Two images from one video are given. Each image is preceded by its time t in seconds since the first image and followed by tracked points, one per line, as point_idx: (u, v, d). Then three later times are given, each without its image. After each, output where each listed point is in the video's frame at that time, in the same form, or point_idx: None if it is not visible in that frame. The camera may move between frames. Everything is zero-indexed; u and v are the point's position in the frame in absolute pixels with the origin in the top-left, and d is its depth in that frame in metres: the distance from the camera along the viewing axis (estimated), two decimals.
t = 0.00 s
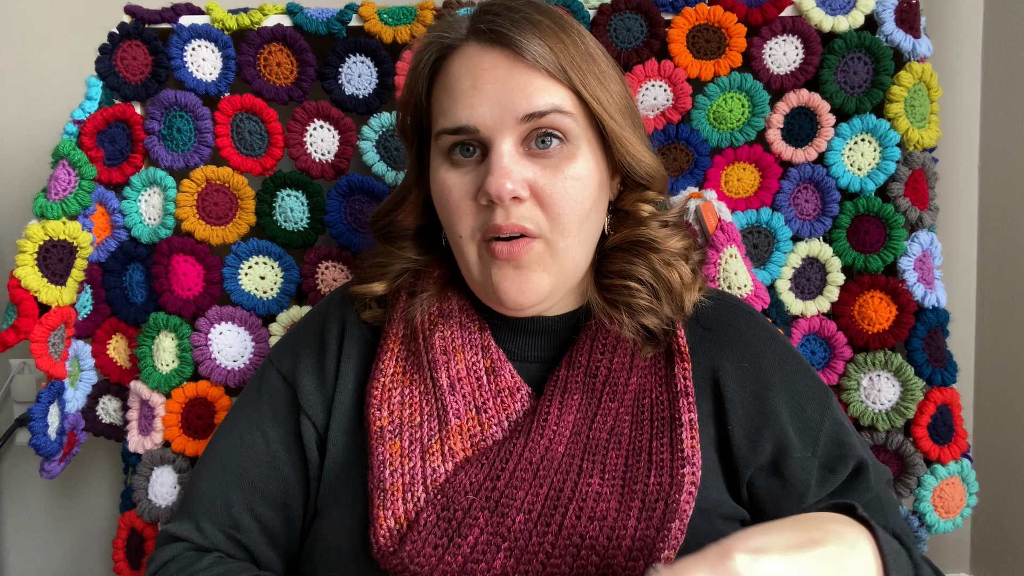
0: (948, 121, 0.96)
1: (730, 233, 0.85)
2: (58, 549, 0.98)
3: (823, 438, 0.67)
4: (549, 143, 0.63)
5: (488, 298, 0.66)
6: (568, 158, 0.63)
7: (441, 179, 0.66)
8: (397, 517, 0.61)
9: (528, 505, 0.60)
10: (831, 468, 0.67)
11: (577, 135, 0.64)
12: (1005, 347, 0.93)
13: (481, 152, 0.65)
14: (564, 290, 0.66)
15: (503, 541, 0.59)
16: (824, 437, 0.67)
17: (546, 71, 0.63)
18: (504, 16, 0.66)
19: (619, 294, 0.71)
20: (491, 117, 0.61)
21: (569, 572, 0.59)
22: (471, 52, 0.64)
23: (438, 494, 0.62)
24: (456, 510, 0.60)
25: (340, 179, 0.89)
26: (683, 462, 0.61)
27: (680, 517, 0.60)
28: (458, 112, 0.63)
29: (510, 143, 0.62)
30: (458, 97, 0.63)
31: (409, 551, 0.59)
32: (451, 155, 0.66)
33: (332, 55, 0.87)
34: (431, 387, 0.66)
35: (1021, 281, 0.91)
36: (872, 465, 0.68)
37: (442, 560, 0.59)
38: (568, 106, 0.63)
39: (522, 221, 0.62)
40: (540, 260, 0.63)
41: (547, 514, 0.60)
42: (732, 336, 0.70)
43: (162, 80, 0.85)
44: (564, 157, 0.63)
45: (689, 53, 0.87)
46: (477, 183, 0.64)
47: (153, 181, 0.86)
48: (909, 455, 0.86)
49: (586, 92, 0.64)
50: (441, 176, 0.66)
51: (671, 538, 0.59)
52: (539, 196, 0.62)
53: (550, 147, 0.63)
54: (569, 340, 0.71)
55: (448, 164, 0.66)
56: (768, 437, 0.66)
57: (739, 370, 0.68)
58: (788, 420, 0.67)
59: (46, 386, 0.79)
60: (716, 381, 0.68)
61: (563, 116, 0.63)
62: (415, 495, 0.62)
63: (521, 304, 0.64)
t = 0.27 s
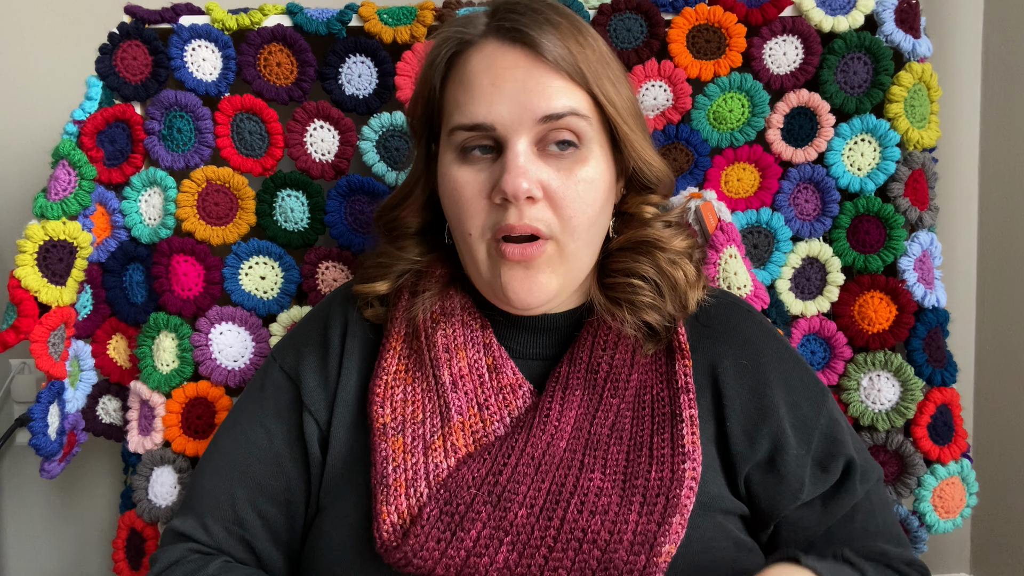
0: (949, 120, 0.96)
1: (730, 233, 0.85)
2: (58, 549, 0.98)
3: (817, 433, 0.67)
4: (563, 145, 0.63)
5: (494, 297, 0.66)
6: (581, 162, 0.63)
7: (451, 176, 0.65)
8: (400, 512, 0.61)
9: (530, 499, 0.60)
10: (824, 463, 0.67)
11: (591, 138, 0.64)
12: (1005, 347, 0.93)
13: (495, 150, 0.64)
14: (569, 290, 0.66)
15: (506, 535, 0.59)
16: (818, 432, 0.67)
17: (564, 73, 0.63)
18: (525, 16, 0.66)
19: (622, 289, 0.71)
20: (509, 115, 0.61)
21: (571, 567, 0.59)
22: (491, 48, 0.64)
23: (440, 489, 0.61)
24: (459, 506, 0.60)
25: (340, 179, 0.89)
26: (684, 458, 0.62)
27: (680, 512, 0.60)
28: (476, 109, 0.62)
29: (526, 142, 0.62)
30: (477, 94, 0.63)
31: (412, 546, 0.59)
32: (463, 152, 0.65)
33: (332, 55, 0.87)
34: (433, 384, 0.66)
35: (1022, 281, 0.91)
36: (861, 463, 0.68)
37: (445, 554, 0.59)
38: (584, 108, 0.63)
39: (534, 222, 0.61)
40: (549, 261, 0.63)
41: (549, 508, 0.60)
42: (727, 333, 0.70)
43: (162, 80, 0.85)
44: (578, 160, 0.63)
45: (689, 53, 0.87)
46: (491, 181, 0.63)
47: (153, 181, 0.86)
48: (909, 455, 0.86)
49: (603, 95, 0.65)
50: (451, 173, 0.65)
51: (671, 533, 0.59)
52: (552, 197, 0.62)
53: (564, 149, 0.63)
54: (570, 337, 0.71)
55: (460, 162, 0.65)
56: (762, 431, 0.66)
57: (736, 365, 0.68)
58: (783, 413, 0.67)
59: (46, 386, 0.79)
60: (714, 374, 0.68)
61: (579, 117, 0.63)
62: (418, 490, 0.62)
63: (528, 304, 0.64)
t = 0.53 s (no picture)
0: (948, 120, 0.96)
1: (731, 233, 0.86)
2: (58, 549, 0.98)
3: (814, 446, 0.68)
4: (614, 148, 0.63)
5: (512, 287, 0.63)
6: (627, 169, 0.64)
7: (495, 155, 0.62)
8: (386, 520, 0.61)
9: (517, 507, 0.59)
10: (822, 477, 0.68)
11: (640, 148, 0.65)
12: (1005, 348, 0.93)
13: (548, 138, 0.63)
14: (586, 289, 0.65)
15: (491, 544, 0.58)
16: (816, 445, 0.68)
17: (628, 84, 0.65)
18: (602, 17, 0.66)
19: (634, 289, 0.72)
20: (580, 108, 0.61)
21: None
22: (563, 40, 0.64)
23: (427, 496, 0.61)
24: (444, 514, 0.60)
25: (340, 179, 0.89)
26: (676, 467, 0.61)
27: (670, 522, 0.60)
28: (545, 94, 0.61)
29: (582, 138, 0.61)
30: (550, 80, 0.61)
31: (396, 553, 0.59)
32: (514, 134, 0.63)
33: (332, 55, 0.87)
34: (424, 390, 0.66)
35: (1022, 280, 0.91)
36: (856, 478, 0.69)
37: (430, 563, 0.58)
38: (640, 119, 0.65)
39: (576, 218, 0.61)
40: (578, 259, 0.62)
41: (536, 517, 0.59)
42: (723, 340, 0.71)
43: (162, 80, 0.85)
44: (622, 168, 0.64)
45: (689, 53, 0.87)
46: (540, 167, 0.61)
47: (153, 181, 0.86)
48: (910, 455, 0.85)
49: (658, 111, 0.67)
50: (489, 153, 0.63)
51: (660, 543, 0.59)
52: (598, 198, 0.62)
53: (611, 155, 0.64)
54: (566, 341, 0.71)
55: (505, 143, 0.63)
56: (763, 445, 0.66)
57: (734, 376, 0.68)
58: (778, 427, 0.67)
59: (46, 386, 0.79)
60: (717, 391, 0.68)
61: (635, 125, 0.64)
62: (404, 497, 0.61)
63: (549, 299, 0.62)
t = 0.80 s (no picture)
0: (948, 120, 0.96)
1: (730, 233, 0.86)
2: (58, 549, 0.98)
3: (817, 449, 0.68)
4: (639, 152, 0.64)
5: (535, 288, 0.62)
6: (649, 173, 0.65)
7: (521, 153, 0.61)
8: (397, 526, 0.60)
9: (531, 514, 0.59)
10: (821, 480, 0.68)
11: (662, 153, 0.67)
12: (1005, 348, 0.93)
13: (575, 139, 0.62)
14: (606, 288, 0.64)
15: (505, 550, 0.58)
16: (818, 448, 0.68)
17: (654, 89, 0.66)
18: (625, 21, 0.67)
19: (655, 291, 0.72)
20: (611, 110, 0.61)
21: None
22: (593, 42, 0.64)
23: (439, 503, 0.61)
24: (458, 521, 0.59)
25: (340, 179, 0.89)
26: (688, 470, 0.62)
27: (684, 526, 0.60)
28: (577, 95, 0.61)
29: (611, 139, 0.62)
30: (582, 80, 0.61)
31: (410, 561, 0.58)
32: (541, 133, 0.62)
33: (332, 55, 0.87)
34: (434, 394, 0.65)
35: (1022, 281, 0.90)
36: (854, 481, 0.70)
37: (443, 570, 0.58)
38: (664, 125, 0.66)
39: (604, 219, 0.60)
40: (603, 261, 0.62)
41: (550, 523, 0.59)
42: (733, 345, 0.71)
43: (162, 80, 0.85)
44: (645, 173, 0.65)
45: (689, 53, 0.87)
46: (568, 166, 0.60)
47: (153, 181, 0.86)
48: (910, 455, 0.85)
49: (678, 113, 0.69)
50: (516, 148, 0.62)
51: (675, 548, 0.59)
52: (623, 201, 0.62)
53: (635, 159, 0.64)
54: (574, 342, 0.71)
55: (531, 142, 0.62)
56: (771, 445, 0.66)
57: (743, 377, 0.69)
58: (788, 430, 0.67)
59: (46, 386, 0.79)
60: (724, 393, 0.68)
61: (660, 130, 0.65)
62: (415, 504, 0.61)
63: (574, 297, 0.61)
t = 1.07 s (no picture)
0: (949, 120, 0.96)
1: (730, 234, 0.86)
2: (58, 549, 0.98)
3: (820, 446, 0.68)
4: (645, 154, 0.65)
5: (543, 292, 0.62)
6: (656, 175, 0.66)
7: (528, 157, 0.61)
8: (400, 524, 0.60)
9: (536, 512, 0.59)
10: (826, 475, 0.68)
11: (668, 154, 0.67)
12: (1005, 347, 0.93)
13: (582, 142, 0.62)
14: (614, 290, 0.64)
15: (510, 548, 0.58)
16: (822, 444, 0.68)
17: (660, 91, 0.66)
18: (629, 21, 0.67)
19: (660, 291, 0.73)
20: (618, 113, 0.61)
21: None
22: (600, 43, 0.64)
23: (443, 500, 0.61)
24: (462, 518, 0.59)
25: (340, 179, 0.89)
26: (692, 470, 0.61)
27: (688, 526, 0.59)
28: (584, 98, 0.61)
29: (620, 142, 0.62)
30: (588, 83, 0.61)
31: (414, 558, 0.58)
32: (548, 137, 0.62)
33: (332, 55, 0.87)
34: (438, 392, 0.65)
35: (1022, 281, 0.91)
36: (858, 475, 0.70)
37: (447, 567, 0.58)
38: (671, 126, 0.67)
39: (612, 223, 0.61)
40: (610, 263, 0.62)
41: (554, 521, 0.59)
42: (739, 348, 0.71)
43: (162, 80, 0.85)
44: (652, 175, 0.65)
45: (689, 53, 0.87)
46: (576, 170, 0.60)
47: (153, 181, 0.86)
48: (910, 455, 0.85)
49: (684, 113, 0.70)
50: (524, 152, 0.62)
51: (678, 547, 0.59)
52: (631, 204, 0.62)
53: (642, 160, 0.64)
54: (578, 343, 0.71)
55: (539, 146, 0.62)
56: (776, 443, 0.66)
57: (748, 378, 0.69)
58: (792, 428, 0.68)
59: (46, 386, 0.79)
60: (730, 392, 0.68)
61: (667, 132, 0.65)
62: (419, 502, 0.61)
63: (583, 302, 0.62)
